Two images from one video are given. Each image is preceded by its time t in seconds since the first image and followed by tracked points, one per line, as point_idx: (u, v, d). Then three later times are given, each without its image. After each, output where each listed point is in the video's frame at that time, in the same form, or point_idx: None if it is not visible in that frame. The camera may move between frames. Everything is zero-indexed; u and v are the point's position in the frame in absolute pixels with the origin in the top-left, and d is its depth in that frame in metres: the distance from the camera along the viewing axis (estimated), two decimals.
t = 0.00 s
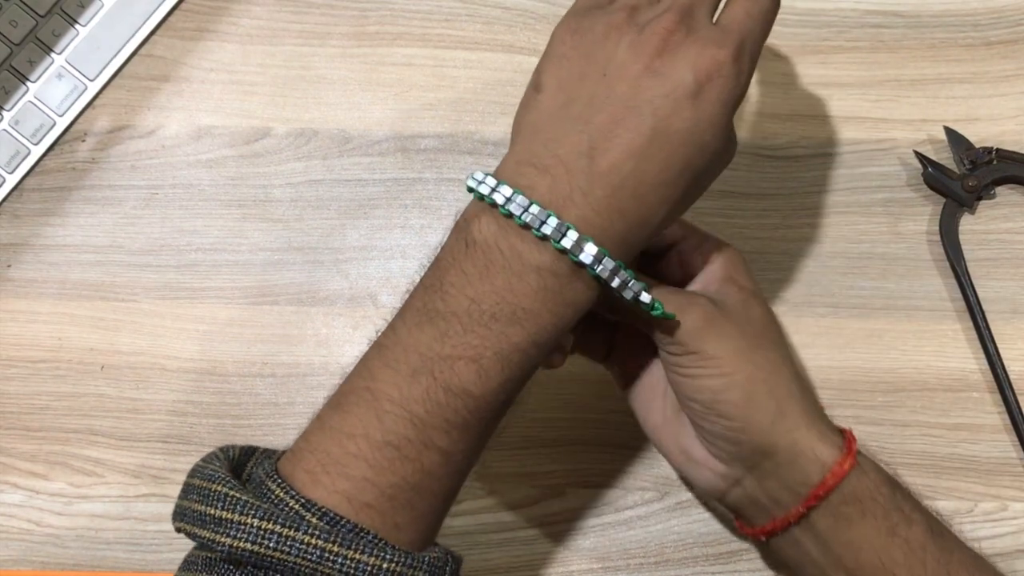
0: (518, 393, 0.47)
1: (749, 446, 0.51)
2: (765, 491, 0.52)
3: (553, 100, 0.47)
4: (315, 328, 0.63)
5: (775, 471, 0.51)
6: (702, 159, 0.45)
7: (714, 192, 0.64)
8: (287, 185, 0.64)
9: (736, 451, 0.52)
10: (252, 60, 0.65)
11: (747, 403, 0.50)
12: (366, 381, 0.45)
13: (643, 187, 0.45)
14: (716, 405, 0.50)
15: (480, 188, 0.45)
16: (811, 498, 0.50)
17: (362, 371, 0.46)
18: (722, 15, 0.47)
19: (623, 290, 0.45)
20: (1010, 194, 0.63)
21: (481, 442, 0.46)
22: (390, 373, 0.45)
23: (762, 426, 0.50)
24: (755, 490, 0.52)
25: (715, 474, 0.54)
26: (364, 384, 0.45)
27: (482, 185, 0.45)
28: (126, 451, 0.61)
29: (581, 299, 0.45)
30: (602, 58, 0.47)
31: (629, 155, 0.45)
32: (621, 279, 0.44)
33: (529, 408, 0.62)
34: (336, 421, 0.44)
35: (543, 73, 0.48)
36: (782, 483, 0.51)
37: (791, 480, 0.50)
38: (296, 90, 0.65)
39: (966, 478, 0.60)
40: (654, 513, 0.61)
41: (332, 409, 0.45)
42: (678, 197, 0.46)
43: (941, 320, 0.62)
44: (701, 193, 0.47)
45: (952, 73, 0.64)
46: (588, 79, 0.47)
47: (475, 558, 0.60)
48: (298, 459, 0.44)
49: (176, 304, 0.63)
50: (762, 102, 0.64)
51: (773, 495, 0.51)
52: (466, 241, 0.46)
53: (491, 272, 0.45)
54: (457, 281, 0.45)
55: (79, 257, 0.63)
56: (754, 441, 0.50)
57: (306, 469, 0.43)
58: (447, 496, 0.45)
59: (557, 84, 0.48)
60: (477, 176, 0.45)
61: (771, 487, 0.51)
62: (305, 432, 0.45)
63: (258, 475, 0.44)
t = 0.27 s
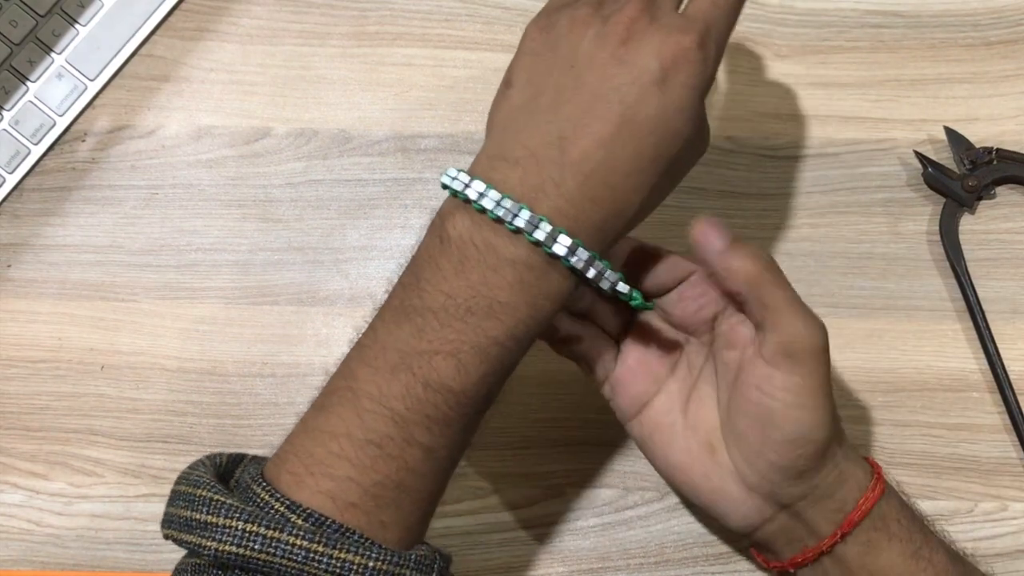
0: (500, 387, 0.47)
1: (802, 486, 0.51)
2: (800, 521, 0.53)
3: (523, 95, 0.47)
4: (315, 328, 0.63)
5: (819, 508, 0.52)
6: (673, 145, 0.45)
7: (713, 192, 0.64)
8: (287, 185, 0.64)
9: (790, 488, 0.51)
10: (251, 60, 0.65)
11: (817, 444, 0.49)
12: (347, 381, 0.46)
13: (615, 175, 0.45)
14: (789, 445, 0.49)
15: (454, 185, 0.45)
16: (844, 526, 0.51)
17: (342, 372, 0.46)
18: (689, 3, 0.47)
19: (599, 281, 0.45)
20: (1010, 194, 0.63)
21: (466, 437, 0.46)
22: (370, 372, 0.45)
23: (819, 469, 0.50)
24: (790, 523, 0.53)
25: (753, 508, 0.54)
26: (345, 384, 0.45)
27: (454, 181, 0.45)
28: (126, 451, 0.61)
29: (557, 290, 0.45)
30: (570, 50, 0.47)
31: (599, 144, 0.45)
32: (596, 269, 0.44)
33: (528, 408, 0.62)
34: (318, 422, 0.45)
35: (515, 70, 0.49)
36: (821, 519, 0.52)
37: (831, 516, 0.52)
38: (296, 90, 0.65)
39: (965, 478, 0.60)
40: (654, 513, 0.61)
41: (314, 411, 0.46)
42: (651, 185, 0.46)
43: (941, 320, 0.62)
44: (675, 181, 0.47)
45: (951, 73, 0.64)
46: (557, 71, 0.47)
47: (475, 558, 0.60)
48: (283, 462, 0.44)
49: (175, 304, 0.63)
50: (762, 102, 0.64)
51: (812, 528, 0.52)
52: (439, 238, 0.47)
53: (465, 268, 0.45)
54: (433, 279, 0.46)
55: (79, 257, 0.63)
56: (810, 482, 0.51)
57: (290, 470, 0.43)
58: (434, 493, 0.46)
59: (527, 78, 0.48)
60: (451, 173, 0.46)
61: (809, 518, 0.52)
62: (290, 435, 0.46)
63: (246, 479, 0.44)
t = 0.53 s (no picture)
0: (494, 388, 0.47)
1: (776, 475, 0.51)
2: (783, 514, 0.53)
3: (514, 94, 0.47)
4: (315, 328, 0.63)
5: (796, 499, 0.52)
6: (665, 142, 0.45)
7: (713, 192, 0.64)
8: (287, 185, 0.64)
9: (765, 479, 0.52)
10: (251, 60, 0.65)
11: (782, 435, 0.50)
12: (340, 383, 0.46)
13: (606, 174, 0.45)
14: (754, 437, 0.50)
15: (444, 185, 0.45)
16: (828, 517, 0.52)
17: (336, 373, 0.46)
18: None
19: (592, 278, 0.45)
20: (1010, 194, 0.63)
21: (459, 438, 0.46)
22: (362, 374, 0.45)
23: (791, 459, 0.51)
24: (770, 514, 0.53)
25: (733, 500, 0.54)
26: (338, 386, 0.45)
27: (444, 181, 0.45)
28: (126, 451, 0.61)
29: (549, 288, 0.45)
30: (559, 48, 0.47)
31: (591, 143, 0.45)
32: (589, 266, 0.44)
33: (528, 407, 0.62)
34: (311, 425, 0.45)
35: (505, 69, 0.49)
36: (800, 510, 0.52)
37: (810, 506, 0.52)
38: (296, 90, 0.65)
39: (965, 478, 0.60)
40: (654, 513, 0.61)
41: (308, 413, 0.46)
42: (642, 182, 0.46)
43: (941, 319, 0.62)
44: (668, 179, 0.48)
45: (951, 73, 0.64)
46: (548, 69, 0.47)
47: (475, 558, 0.60)
48: (276, 465, 0.44)
49: (175, 304, 0.63)
50: (762, 102, 0.64)
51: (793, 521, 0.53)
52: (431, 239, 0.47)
53: (456, 269, 0.45)
54: (425, 280, 0.46)
55: (79, 257, 0.63)
56: (783, 471, 0.51)
57: (284, 473, 0.43)
58: (429, 494, 0.46)
59: (517, 78, 0.48)
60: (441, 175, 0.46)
61: (791, 510, 0.52)
62: (284, 439, 0.46)
63: (240, 481, 0.44)
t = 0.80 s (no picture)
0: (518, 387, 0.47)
1: (744, 454, 0.52)
2: (754, 498, 0.53)
3: (538, 96, 0.46)
4: (315, 328, 0.63)
5: (765, 480, 0.52)
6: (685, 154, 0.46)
7: (713, 192, 0.64)
8: (287, 185, 0.64)
9: (734, 459, 0.52)
10: (251, 60, 0.65)
11: (748, 412, 0.51)
12: (367, 383, 0.46)
13: (633, 184, 0.45)
14: (719, 414, 0.51)
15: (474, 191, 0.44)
16: (797, 497, 0.52)
17: (361, 372, 0.46)
18: (702, 10, 0.47)
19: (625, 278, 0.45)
20: (1010, 194, 0.63)
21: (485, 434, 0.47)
22: (390, 374, 0.45)
23: (759, 436, 0.51)
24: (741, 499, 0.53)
25: (704, 485, 0.54)
26: (365, 386, 0.45)
27: (465, 181, 0.45)
28: (126, 451, 0.61)
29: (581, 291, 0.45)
30: (582, 50, 0.46)
31: (619, 152, 0.44)
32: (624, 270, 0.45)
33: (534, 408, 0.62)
34: (339, 423, 0.45)
35: (522, 66, 0.47)
36: (769, 491, 0.52)
37: (779, 486, 0.52)
38: (295, 90, 0.65)
39: (965, 478, 0.60)
40: (655, 513, 0.61)
41: (333, 411, 0.46)
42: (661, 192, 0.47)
43: (941, 319, 0.62)
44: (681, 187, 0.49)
45: (951, 73, 0.64)
46: (570, 73, 0.46)
47: (476, 558, 0.60)
48: (302, 463, 0.44)
49: (175, 304, 0.63)
50: (762, 102, 0.64)
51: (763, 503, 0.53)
52: (458, 236, 0.46)
53: (488, 270, 0.45)
54: (453, 280, 0.45)
55: (79, 257, 0.63)
56: (751, 450, 0.51)
57: (312, 472, 0.43)
58: (454, 487, 0.46)
59: (539, 78, 0.46)
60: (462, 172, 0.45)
61: (761, 493, 0.53)
62: (309, 435, 0.46)
63: (263, 476, 0.44)
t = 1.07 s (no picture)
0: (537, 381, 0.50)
1: (739, 458, 0.52)
2: (748, 506, 0.53)
3: (572, 102, 0.52)
4: (315, 328, 0.63)
5: (759, 485, 0.52)
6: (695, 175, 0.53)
7: (713, 192, 0.64)
8: (287, 185, 0.64)
9: (729, 462, 0.52)
10: (252, 60, 0.65)
11: (744, 411, 0.52)
12: (397, 378, 0.48)
13: (651, 196, 0.51)
14: (716, 414, 0.51)
15: (508, 194, 0.48)
16: (792, 504, 0.52)
17: (390, 369, 0.48)
18: (723, 52, 0.54)
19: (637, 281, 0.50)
20: (1010, 194, 0.63)
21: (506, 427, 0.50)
22: (422, 369, 0.47)
23: (754, 438, 0.52)
24: (735, 505, 0.53)
25: (698, 492, 0.54)
26: (396, 381, 0.47)
27: (494, 184, 0.49)
28: (126, 451, 0.61)
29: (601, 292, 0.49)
30: (616, 74, 0.52)
31: (643, 167, 0.51)
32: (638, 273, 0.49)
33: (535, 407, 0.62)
34: (370, 417, 0.46)
35: (559, 81, 0.53)
36: (762, 497, 0.52)
37: (772, 492, 0.52)
38: (295, 90, 0.65)
39: (965, 478, 0.60)
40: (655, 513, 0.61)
41: (362, 407, 0.47)
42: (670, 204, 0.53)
43: (941, 319, 0.62)
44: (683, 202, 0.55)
45: (951, 73, 0.64)
46: (604, 92, 0.52)
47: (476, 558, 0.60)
48: (334, 456, 0.45)
49: (175, 304, 0.63)
50: (762, 102, 0.64)
51: (756, 508, 0.52)
52: (489, 240, 0.49)
53: (521, 272, 0.48)
54: (484, 280, 0.48)
55: (79, 257, 0.63)
56: (746, 453, 0.52)
57: (345, 464, 0.45)
58: (477, 479, 0.49)
59: (575, 94, 0.52)
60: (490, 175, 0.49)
61: (756, 499, 0.52)
62: (336, 429, 0.47)
63: (290, 467, 0.45)
